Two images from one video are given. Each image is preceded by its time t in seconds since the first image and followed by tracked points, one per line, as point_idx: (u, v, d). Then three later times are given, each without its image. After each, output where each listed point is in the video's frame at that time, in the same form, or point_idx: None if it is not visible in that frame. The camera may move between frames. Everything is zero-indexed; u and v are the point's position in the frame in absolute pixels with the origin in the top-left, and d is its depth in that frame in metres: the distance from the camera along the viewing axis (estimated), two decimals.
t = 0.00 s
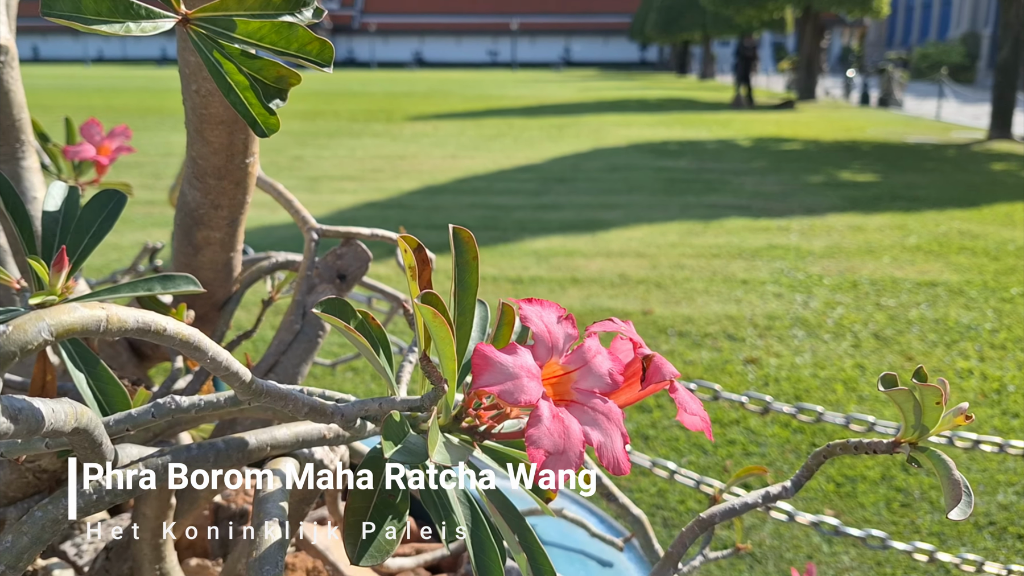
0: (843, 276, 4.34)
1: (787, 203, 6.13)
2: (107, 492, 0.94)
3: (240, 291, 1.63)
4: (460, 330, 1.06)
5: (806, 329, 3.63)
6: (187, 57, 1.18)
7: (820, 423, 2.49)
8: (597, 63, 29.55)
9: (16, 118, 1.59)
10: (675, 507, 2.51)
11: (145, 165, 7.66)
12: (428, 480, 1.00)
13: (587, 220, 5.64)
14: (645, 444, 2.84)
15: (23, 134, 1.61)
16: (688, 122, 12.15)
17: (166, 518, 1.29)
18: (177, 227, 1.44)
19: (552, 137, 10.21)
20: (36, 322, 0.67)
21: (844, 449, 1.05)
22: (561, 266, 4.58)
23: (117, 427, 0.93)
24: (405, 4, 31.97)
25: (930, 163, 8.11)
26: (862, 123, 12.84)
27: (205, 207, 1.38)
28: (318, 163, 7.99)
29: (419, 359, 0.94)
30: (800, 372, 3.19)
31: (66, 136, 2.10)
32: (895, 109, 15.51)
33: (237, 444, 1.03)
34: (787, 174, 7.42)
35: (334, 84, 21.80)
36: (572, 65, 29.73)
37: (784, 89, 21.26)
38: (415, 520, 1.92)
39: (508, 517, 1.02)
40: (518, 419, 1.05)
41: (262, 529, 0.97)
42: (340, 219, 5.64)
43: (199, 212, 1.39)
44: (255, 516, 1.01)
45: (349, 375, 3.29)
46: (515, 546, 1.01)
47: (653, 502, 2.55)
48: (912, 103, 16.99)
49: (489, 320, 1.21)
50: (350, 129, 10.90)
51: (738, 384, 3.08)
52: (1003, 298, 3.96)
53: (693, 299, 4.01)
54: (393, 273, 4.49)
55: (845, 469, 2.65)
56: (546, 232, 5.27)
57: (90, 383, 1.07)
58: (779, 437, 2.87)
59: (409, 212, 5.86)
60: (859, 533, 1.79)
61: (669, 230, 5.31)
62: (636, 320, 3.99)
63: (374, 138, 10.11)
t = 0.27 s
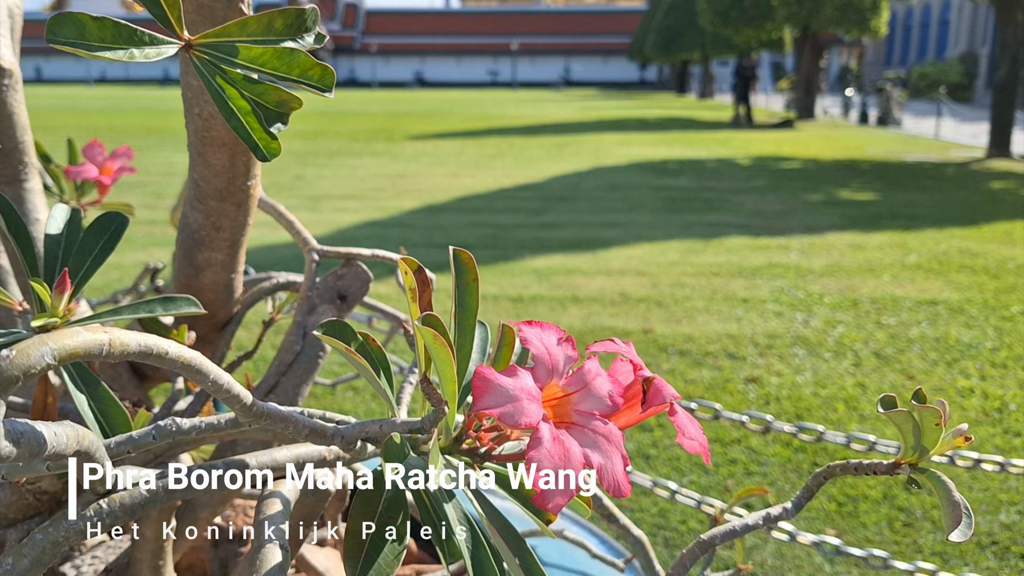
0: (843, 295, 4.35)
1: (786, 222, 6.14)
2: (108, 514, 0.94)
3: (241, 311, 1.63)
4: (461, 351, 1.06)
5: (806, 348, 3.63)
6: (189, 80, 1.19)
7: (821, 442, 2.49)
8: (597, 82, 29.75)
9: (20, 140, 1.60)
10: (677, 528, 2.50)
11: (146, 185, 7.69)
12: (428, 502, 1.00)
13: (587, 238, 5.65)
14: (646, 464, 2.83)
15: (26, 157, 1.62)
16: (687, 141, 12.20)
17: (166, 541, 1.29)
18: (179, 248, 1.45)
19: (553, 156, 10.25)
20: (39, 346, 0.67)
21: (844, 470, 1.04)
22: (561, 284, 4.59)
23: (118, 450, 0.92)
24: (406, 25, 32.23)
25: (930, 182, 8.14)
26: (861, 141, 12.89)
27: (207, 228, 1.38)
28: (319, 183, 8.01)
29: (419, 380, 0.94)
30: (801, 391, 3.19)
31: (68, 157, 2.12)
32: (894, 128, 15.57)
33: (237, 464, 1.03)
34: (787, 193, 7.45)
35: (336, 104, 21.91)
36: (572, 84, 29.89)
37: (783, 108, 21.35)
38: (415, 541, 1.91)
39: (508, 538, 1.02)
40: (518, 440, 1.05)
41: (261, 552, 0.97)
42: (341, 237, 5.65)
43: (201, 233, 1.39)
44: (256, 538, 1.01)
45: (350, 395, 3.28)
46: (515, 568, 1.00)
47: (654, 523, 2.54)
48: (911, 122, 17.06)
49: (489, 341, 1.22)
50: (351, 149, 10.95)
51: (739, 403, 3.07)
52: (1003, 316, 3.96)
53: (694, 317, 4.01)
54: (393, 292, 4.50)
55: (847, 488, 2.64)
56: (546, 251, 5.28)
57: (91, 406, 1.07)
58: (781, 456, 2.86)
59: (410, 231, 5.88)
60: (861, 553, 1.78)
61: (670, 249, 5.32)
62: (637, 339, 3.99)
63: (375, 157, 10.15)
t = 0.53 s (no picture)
0: (843, 314, 4.35)
1: (786, 241, 6.16)
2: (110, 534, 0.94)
3: (242, 332, 1.64)
4: (463, 370, 1.06)
5: (808, 367, 3.62)
6: (194, 103, 1.20)
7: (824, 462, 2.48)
8: (597, 102, 29.75)
9: (25, 162, 1.61)
10: (679, 548, 2.49)
11: (148, 205, 7.71)
12: (430, 523, 0.99)
13: (587, 257, 5.66)
14: (648, 484, 2.82)
15: (31, 178, 1.63)
16: (686, 161, 12.23)
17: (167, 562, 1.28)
18: (181, 269, 1.45)
19: (553, 176, 10.28)
20: (45, 366, 0.68)
21: (846, 490, 1.04)
22: (562, 303, 4.59)
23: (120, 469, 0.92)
24: (406, 46, 32.27)
25: (929, 201, 8.16)
26: (860, 161, 12.92)
27: (209, 249, 1.39)
28: (320, 203, 8.03)
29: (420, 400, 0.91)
30: (803, 411, 3.18)
31: (71, 179, 2.13)
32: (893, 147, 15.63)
33: (239, 486, 1.02)
34: (787, 212, 7.46)
35: (337, 125, 22.02)
36: (572, 105, 30.00)
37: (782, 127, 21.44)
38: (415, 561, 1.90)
39: (510, 558, 1.02)
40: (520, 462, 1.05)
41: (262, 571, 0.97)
42: (341, 257, 5.67)
43: (203, 254, 1.40)
44: (256, 560, 1.00)
45: (350, 415, 3.28)
46: None
47: (656, 543, 2.52)
48: (909, 142, 17.13)
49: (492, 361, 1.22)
50: (352, 169, 10.99)
51: (741, 423, 3.07)
52: (1005, 335, 3.95)
53: (695, 337, 4.01)
54: (394, 312, 4.50)
55: (849, 508, 2.63)
56: (547, 270, 5.29)
57: (93, 427, 1.07)
58: (783, 476, 2.85)
59: (411, 251, 5.89)
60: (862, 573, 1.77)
61: (670, 268, 5.32)
62: (638, 358, 3.99)
63: (376, 177, 10.18)
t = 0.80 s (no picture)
0: (842, 335, 4.37)
1: (784, 263, 6.19)
2: (113, 559, 0.95)
3: (245, 356, 1.65)
4: (464, 394, 1.07)
5: (807, 389, 3.63)
6: (199, 131, 1.22)
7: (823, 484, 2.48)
8: (596, 126, 29.91)
9: (31, 189, 1.64)
10: (679, 570, 2.49)
11: (150, 229, 7.75)
12: (430, 548, 1.00)
13: (587, 280, 5.68)
14: (648, 506, 2.82)
15: (37, 204, 1.65)
16: (684, 183, 12.29)
17: None
18: (185, 294, 1.47)
19: (552, 199, 10.33)
20: (51, 395, 0.69)
21: (843, 513, 1.06)
22: (561, 325, 4.61)
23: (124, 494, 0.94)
24: (406, 72, 32.50)
25: (926, 223, 8.20)
26: (857, 184, 12.99)
27: (213, 274, 1.41)
28: (321, 226, 8.07)
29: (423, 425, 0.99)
30: (803, 432, 3.19)
31: (76, 205, 2.16)
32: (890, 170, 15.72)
33: (240, 510, 1.00)
34: (784, 234, 7.50)
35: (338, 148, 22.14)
36: (571, 128, 30.17)
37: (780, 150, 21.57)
38: None
39: None
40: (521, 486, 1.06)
41: None
42: (342, 280, 5.69)
43: (206, 280, 1.42)
44: None
45: (351, 437, 3.29)
46: None
47: (657, 565, 2.52)
48: (906, 165, 17.22)
49: (492, 384, 1.23)
50: (352, 192, 11.06)
51: (741, 444, 3.07)
52: (1003, 356, 3.97)
53: (694, 358, 4.02)
54: (395, 334, 4.52)
55: (849, 530, 2.63)
56: (546, 292, 5.31)
57: (96, 450, 1.05)
58: (783, 498, 2.85)
59: (412, 273, 5.91)
60: None
61: (670, 290, 5.35)
62: (638, 380, 4.00)
63: (376, 200, 10.24)
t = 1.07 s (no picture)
0: (843, 357, 4.36)
1: (784, 285, 6.20)
2: None
3: (247, 382, 1.65)
4: (466, 419, 1.07)
5: (808, 411, 3.62)
6: (203, 161, 1.23)
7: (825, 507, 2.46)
8: (595, 149, 30.04)
9: (34, 216, 1.65)
10: None
11: (152, 253, 7.77)
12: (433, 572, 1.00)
13: (588, 302, 5.69)
14: (651, 530, 2.81)
15: (40, 232, 1.66)
16: (684, 206, 12.33)
17: None
18: (188, 319, 1.48)
19: (552, 221, 10.37)
20: (57, 422, 0.68)
21: (848, 537, 1.05)
22: (562, 347, 4.61)
23: (127, 521, 0.94)
24: (406, 96, 32.69)
25: (925, 244, 8.23)
26: (855, 205, 13.04)
27: (216, 300, 1.41)
28: (322, 249, 8.09)
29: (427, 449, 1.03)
30: (805, 454, 3.18)
31: (80, 231, 2.17)
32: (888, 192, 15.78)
33: (243, 538, 1.02)
34: (784, 256, 7.52)
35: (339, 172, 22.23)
36: (570, 151, 30.31)
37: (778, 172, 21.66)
38: None
39: None
40: (525, 511, 1.05)
41: None
42: (343, 303, 5.70)
43: (210, 305, 1.42)
44: None
45: (352, 461, 3.28)
46: None
47: None
48: (904, 187, 17.30)
49: (496, 408, 1.23)
50: (353, 216, 11.09)
51: (743, 467, 3.06)
52: (1004, 378, 3.96)
53: (696, 380, 4.02)
54: (396, 357, 4.51)
55: (853, 553, 2.62)
56: (547, 315, 5.32)
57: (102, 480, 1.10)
58: (786, 521, 2.84)
59: (413, 296, 5.92)
60: None
61: (670, 312, 5.35)
62: (639, 402, 3.99)
63: (377, 223, 10.27)
